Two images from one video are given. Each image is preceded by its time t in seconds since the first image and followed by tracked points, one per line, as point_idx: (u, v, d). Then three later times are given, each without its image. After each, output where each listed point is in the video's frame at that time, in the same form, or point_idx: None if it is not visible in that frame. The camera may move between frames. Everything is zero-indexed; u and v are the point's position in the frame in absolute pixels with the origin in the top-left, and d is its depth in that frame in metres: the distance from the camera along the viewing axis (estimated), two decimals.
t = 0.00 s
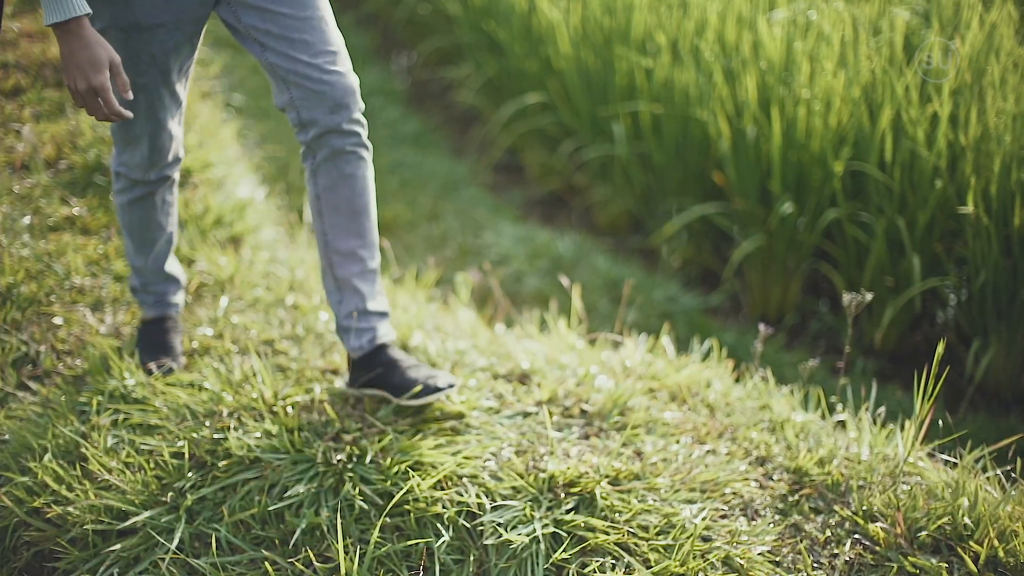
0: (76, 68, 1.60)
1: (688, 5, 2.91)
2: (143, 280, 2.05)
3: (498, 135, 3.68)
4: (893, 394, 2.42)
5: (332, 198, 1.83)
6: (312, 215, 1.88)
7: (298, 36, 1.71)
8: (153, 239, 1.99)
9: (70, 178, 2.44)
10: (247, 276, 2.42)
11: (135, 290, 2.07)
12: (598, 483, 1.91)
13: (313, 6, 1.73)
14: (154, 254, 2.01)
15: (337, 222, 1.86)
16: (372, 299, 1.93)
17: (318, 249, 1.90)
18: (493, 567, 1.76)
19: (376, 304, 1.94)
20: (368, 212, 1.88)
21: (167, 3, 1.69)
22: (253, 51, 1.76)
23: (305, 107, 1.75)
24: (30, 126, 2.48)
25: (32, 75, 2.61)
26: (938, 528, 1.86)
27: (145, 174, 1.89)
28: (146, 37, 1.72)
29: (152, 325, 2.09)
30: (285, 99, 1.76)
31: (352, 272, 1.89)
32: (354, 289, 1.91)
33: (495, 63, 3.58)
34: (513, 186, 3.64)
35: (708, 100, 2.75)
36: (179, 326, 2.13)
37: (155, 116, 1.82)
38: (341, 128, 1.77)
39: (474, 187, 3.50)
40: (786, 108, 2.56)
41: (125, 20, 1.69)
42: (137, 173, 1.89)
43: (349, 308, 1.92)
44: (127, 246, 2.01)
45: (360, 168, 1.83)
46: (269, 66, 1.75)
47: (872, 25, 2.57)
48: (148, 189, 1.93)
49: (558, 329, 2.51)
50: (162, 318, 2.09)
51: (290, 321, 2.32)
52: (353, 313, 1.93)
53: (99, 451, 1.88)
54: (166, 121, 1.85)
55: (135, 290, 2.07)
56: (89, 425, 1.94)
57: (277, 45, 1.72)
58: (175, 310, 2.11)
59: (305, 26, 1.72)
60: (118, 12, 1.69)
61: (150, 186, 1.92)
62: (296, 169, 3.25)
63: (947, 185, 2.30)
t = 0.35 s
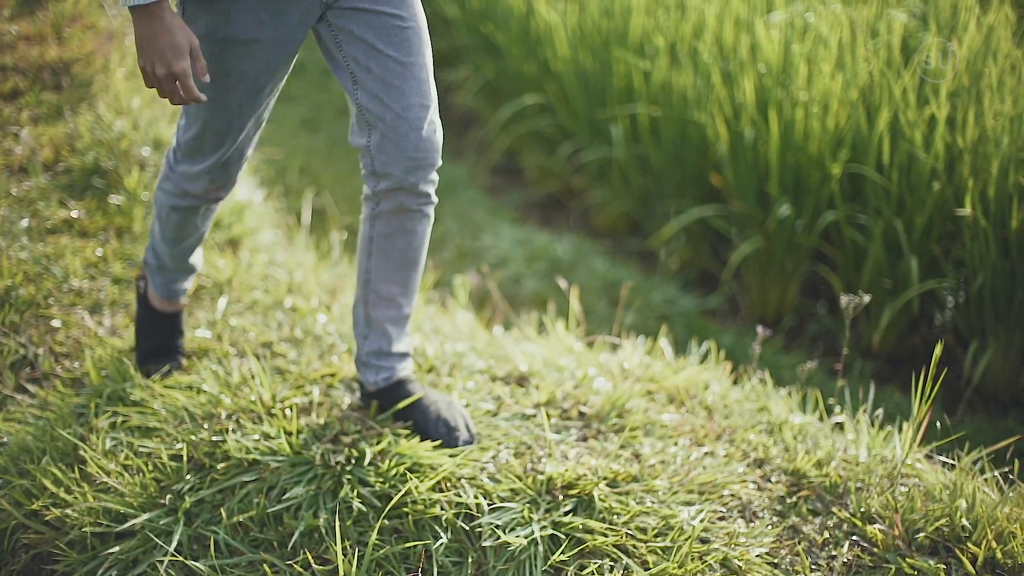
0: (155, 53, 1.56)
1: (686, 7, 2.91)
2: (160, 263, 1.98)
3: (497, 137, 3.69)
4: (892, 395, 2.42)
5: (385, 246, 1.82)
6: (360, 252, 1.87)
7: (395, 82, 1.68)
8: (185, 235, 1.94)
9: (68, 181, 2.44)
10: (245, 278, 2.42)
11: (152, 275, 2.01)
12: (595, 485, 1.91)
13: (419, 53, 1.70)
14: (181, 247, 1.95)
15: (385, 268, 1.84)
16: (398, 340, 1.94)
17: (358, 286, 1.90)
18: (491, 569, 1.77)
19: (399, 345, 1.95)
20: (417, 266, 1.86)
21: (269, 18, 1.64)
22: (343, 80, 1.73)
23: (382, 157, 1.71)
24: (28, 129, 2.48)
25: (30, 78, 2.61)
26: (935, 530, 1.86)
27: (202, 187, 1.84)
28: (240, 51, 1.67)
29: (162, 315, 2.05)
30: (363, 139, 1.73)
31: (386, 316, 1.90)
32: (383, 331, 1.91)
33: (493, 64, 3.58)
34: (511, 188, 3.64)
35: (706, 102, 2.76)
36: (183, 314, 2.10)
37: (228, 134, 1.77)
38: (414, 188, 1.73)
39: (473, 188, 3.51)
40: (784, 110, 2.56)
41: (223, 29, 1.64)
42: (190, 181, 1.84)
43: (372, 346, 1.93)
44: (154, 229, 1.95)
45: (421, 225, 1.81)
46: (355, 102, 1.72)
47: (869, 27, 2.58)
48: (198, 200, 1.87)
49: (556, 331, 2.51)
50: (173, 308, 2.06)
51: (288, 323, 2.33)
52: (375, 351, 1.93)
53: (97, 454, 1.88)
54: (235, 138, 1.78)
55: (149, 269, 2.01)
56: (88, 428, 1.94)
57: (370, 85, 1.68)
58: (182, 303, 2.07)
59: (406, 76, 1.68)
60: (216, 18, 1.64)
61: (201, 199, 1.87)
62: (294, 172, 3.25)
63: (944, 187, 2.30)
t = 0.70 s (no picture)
0: None
1: (685, 8, 2.92)
2: (322, 363, 1.70)
3: (496, 137, 3.69)
4: (891, 396, 2.42)
5: (379, 240, 1.80)
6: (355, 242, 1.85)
7: (413, 92, 1.65)
8: (336, 317, 1.64)
9: (68, 182, 2.44)
10: (245, 279, 2.42)
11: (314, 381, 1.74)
12: (595, 486, 1.91)
13: (444, 65, 1.66)
14: (337, 331, 1.65)
15: (380, 262, 1.83)
16: (395, 335, 1.92)
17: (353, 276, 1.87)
18: (490, 569, 1.77)
19: (398, 340, 1.94)
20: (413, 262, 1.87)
21: None
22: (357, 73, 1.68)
23: (383, 156, 1.71)
24: (27, 130, 2.48)
25: (29, 78, 2.60)
26: (934, 530, 1.86)
27: (334, 227, 1.51)
28: (315, 30, 1.39)
29: (344, 420, 1.78)
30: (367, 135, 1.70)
31: (382, 311, 1.87)
32: (380, 327, 1.89)
33: (492, 65, 3.59)
34: (511, 188, 3.64)
35: (705, 103, 2.76)
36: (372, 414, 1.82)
37: (331, 145, 1.44)
38: (408, 186, 1.74)
39: (472, 189, 3.51)
40: (783, 111, 2.56)
41: (296, 8, 1.36)
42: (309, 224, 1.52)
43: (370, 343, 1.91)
44: (304, 320, 1.66)
45: (415, 219, 1.80)
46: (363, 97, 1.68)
47: (868, 28, 2.58)
48: (322, 247, 1.55)
49: (556, 332, 2.51)
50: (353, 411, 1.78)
51: (288, 324, 2.32)
52: (373, 346, 1.92)
53: (97, 454, 1.88)
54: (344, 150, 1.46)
55: (312, 374, 1.74)
56: (87, 429, 1.94)
57: (386, 89, 1.65)
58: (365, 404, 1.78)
59: (427, 87, 1.65)
60: None
61: (331, 245, 1.55)
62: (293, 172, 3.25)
63: (943, 188, 2.30)
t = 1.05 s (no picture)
0: None
1: (684, 9, 2.92)
2: (333, 396, 1.72)
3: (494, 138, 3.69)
4: (890, 396, 2.42)
5: (422, 260, 1.75)
6: (389, 258, 1.79)
7: (464, 121, 1.54)
8: (343, 343, 1.64)
9: (67, 183, 2.44)
10: (244, 280, 2.42)
11: (327, 414, 1.76)
12: (594, 487, 1.91)
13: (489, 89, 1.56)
14: (345, 359, 1.66)
15: (418, 278, 1.78)
16: (415, 335, 1.91)
17: (381, 287, 1.82)
18: (489, 570, 1.77)
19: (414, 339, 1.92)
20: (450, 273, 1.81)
21: (347, 23, 1.34)
22: (400, 106, 1.57)
23: (445, 194, 1.60)
24: (25, 130, 2.48)
25: (28, 79, 2.60)
26: (933, 531, 1.86)
27: (335, 249, 1.51)
28: (323, 70, 1.34)
29: (356, 458, 1.81)
30: (421, 173, 1.59)
31: (409, 316, 1.85)
32: (403, 329, 1.87)
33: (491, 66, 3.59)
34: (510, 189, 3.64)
35: (703, 104, 2.76)
36: (381, 452, 1.85)
37: (334, 175, 1.43)
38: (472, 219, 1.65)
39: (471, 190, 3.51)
40: (782, 112, 2.56)
41: (303, 48, 1.32)
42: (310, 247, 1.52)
43: (390, 344, 1.89)
44: (312, 351, 1.68)
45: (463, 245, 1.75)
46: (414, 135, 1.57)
47: (867, 29, 2.58)
48: (324, 267, 1.54)
49: (554, 333, 2.51)
50: (365, 449, 1.81)
51: (287, 325, 2.31)
52: (392, 347, 1.90)
53: (96, 455, 1.88)
54: (346, 178, 1.45)
55: (325, 407, 1.75)
56: (86, 430, 1.94)
57: (436, 123, 1.53)
58: (375, 440, 1.81)
59: (477, 114, 1.54)
60: (289, 33, 1.31)
61: (333, 268, 1.55)
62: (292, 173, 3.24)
63: (941, 188, 2.30)
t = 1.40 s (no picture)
0: None
1: (684, 10, 2.92)
2: (339, 396, 1.72)
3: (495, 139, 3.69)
4: (890, 397, 2.42)
5: (478, 287, 1.69)
6: (451, 293, 1.75)
7: (498, 132, 1.50)
8: (355, 345, 1.65)
9: (67, 184, 2.45)
10: (244, 281, 2.43)
11: (332, 413, 1.77)
12: (594, 488, 1.93)
13: (525, 99, 1.52)
14: (354, 360, 1.66)
15: (480, 309, 1.72)
16: (501, 381, 1.82)
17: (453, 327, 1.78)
18: (489, 570, 1.77)
19: (503, 387, 1.83)
20: (515, 302, 1.74)
21: (389, 39, 1.33)
22: (435, 116, 1.54)
23: (476, 205, 1.56)
24: (26, 132, 2.48)
25: (28, 81, 2.61)
26: (932, 531, 1.86)
27: (356, 254, 1.52)
28: (364, 84, 1.34)
29: (357, 463, 1.81)
30: (453, 183, 1.56)
31: (486, 356, 1.77)
32: (485, 373, 1.80)
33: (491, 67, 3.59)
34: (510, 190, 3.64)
35: (703, 105, 2.76)
36: (382, 456, 1.85)
37: (366, 185, 1.43)
38: (505, 233, 1.61)
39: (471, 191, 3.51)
40: (781, 113, 2.56)
41: (344, 65, 1.31)
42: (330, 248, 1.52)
43: (477, 391, 1.82)
44: (321, 348, 1.68)
45: (513, 264, 1.68)
46: (447, 145, 1.54)
47: (867, 30, 2.58)
48: (343, 269, 1.55)
49: (554, 333, 2.51)
50: (367, 452, 1.81)
51: (287, 326, 2.32)
52: (480, 395, 1.83)
53: (96, 456, 1.88)
54: (378, 189, 1.45)
55: (329, 406, 1.76)
56: (87, 431, 1.95)
57: (470, 134, 1.50)
58: (379, 444, 1.81)
59: (512, 124, 1.51)
60: (330, 49, 1.31)
61: (351, 269, 1.56)
62: (292, 175, 3.23)
63: (941, 190, 2.30)
